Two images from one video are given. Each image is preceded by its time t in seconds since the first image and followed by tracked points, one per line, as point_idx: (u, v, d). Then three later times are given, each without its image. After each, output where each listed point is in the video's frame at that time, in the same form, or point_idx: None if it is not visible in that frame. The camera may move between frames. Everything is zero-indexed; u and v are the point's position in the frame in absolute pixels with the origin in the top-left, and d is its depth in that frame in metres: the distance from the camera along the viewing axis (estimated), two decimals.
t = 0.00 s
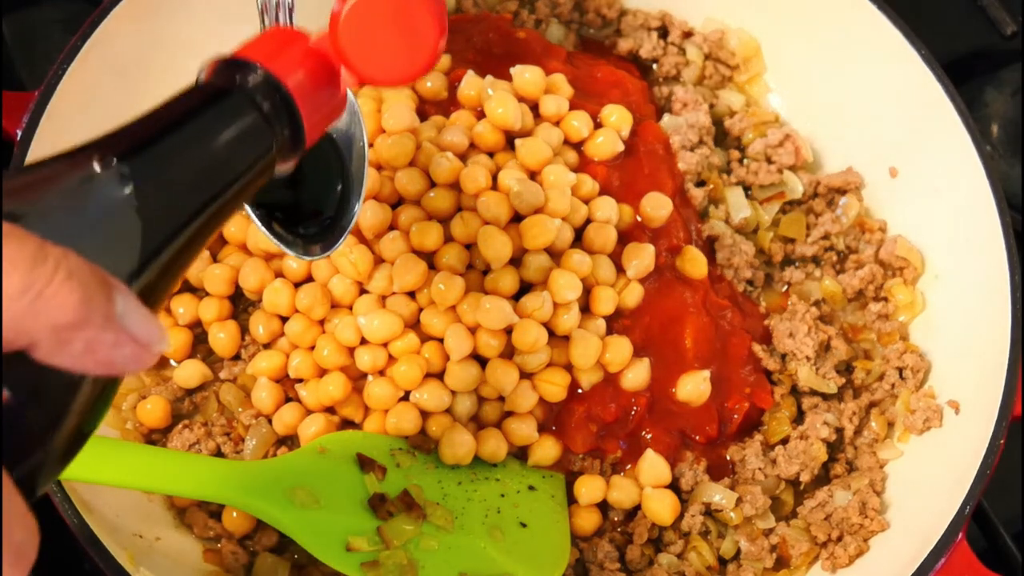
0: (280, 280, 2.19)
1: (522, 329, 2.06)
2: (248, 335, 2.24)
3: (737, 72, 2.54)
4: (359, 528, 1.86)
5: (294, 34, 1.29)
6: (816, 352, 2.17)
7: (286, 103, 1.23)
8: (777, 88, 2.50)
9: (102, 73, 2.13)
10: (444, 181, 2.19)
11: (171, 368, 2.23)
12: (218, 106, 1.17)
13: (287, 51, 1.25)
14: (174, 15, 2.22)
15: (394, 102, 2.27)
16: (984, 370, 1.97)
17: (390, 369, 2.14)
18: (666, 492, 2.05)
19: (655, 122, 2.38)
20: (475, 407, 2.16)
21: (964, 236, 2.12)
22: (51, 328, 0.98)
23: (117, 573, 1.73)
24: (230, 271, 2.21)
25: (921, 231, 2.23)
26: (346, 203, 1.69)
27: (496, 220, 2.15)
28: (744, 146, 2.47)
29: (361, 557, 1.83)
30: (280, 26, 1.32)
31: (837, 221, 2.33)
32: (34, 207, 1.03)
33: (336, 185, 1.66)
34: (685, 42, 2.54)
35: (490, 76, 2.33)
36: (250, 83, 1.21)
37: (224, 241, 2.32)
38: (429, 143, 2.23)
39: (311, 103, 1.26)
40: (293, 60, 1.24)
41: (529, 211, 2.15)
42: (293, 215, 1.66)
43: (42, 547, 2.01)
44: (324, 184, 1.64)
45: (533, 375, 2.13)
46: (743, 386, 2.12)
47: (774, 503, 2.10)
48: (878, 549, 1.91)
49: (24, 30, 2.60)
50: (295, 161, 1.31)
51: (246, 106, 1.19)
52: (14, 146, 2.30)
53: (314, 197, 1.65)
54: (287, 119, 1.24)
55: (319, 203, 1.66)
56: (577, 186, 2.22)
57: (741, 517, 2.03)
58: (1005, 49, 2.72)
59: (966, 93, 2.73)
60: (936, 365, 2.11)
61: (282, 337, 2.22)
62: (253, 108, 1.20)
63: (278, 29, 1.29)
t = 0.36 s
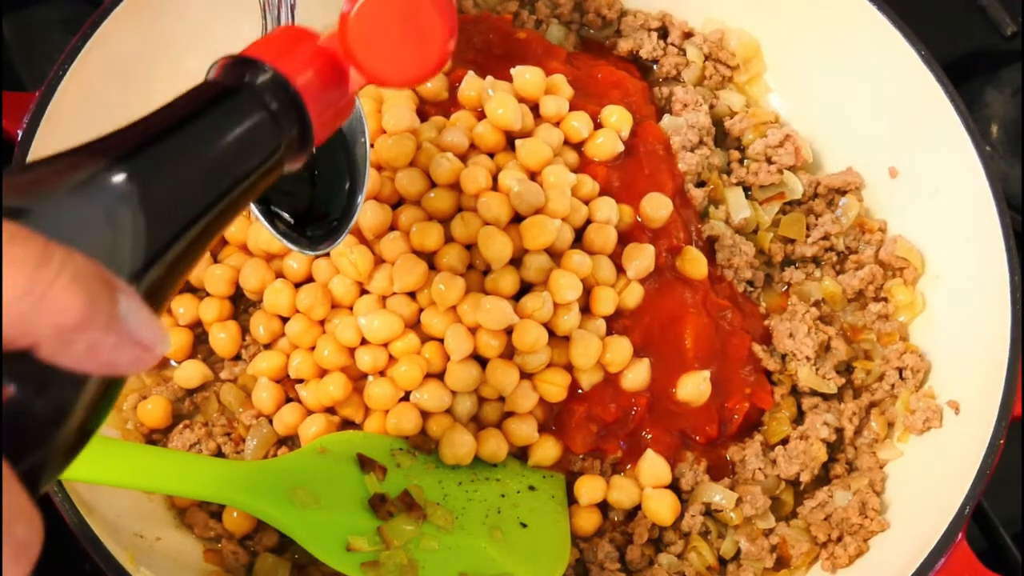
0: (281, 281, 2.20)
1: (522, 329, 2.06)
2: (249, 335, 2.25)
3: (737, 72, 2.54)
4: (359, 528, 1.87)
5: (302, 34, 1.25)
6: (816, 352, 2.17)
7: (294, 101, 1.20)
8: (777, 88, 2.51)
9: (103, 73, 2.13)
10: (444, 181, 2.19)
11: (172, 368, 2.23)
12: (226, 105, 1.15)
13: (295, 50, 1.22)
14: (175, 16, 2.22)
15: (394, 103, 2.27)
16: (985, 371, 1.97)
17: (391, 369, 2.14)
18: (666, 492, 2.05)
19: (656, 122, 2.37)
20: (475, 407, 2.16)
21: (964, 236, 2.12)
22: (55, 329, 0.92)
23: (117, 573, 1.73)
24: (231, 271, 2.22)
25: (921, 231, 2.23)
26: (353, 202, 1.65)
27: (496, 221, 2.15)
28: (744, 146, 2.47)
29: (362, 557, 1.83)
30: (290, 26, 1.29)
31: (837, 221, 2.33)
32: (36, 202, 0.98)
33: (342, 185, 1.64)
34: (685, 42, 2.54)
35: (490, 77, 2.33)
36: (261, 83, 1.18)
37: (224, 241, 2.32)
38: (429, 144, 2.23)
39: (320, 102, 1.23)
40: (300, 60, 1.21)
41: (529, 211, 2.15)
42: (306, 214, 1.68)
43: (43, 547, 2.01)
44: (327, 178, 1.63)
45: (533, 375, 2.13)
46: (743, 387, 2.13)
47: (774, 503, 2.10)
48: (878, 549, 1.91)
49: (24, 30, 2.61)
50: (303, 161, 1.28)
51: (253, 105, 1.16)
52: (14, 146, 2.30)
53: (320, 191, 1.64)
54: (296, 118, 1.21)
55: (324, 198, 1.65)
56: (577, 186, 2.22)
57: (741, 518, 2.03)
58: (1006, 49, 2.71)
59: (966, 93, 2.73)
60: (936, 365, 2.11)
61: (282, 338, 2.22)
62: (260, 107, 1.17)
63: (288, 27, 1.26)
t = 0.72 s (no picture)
0: (281, 280, 2.20)
1: (523, 329, 2.06)
2: (249, 335, 2.25)
3: (737, 72, 2.54)
4: (360, 527, 1.87)
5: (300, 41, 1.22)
6: (816, 352, 2.17)
7: (285, 111, 1.17)
8: (777, 88, 2.51)
9: (102, 72, 2.13)
10: (444, 181, 2.20)
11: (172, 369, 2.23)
12: (217, 116, 1.13)
13: (291, 59, 1.18)
14: (175, 15, 2.21)
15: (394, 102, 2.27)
16: (984, 371, 1.97)
17: (391, 369, 2.14)
18: (666, 492, 2.06)
19: (656, 122, 2.37)
20: (475, 407, 2.16)
21: (964, 237, 2.12)
22: (29, 364, 0.92)
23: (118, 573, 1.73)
24: (231, 272, 2.21)
25: (922, 231, 2.24)
26: (361, 206, 1.58)
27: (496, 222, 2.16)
28: (744, 146, 2.47)
29: (362, 557, 1.84)
30: (286, 35, 1.26)
31: (837, 221, 2.33)
32: (16, 218, 0.98)
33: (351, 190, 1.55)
34: (685, 42, 2.54)
35: (490, 77, 2.33)
36: (253, 94, 1.16)
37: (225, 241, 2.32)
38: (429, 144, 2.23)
39: (315, 113, 1.19)
40: (296, 67, 1.18)
41: (529, 211, 2.15)
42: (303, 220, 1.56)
43: (43, 547, 2.01)
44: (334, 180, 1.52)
45: (533, 375, 2.13)
46: (743, 387, 2.13)
47: (774, 503, 2.10)
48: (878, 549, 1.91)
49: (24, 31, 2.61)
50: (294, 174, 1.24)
51: (243, 114, 1.14)
52: (15, 146, 2.30)
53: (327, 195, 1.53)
54: (286, 128, 1.17)
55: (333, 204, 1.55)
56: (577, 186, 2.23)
57: (740, 517, 2.03)
58: (1006, 49, 2.71)
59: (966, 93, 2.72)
60: (936, 365, 2.11)
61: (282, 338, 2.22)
62: (250, 117, 1.15)
63: (284, 37, 1.23)
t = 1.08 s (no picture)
0: (281, 280, 2.20)
1: (523, 329, 2.07)
2: (249, 335, 2.25)
3: (737, 72, 2.54)
4: (360, 527, 1.87)
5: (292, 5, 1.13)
6: (816, 352, 2.17)
7: (250, 81, 1.09)
8: (777, 88, 2.50)
9: (102, 73, 2.12)
10: (444, 181, 2.19)
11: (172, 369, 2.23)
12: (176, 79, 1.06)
13: (273, 35, 1.10)
14: (174, 15, 2.21)
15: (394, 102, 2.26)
16: (986, 372, 1.96)
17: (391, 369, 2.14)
18: (666, 492, 2.06)
19: (655, 122, 2.37)
20: (475, 407, 2.16)
21: (964, 238, 2.12)
22: None
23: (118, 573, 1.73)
24: (230, 272, 2.21)
25: (922, 231, 2.23)
26: (367, 209, 1.73)
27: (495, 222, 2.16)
28: (744, 145, 2.47)
29: (362, 557, 1.84)
30: None
31: (837, 221, 2.33)
32: None
33: (357, 194, 1.71)
34: (685, 42, 2.53)
35: (490, 76, 2.33)
36: (214, 60, 1.07)
37: (225, 241, 2.32)
38: (429, 144, 2.22)
39: (287, 83, 1.13)
40: (281, 48, 1.11)
41: (529, 211, 2.15)
42: (317, 225, 1.69)
43: (43, 546, 2.01)
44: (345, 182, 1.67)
45: (533, 375, 2.13)
46: (743, 387, 2.13)
47: (774, 503, 2.10)
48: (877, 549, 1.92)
49: (24, 31, 2.61)
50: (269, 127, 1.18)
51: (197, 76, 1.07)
52: (14, 146, 2.30)
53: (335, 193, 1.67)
54: (253, 97, 1.10)
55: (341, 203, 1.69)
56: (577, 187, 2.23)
57: (741, 517, 2.03)
58: (1006, 50, 2.71)
59: (967, 93, 2.74)
60: (936, 365, 2.11)
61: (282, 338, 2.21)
62: (207, 84, 1.06)
63: None
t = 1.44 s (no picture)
0: (280, 280, 2.20)
1: (522, 329, 2.06)
2: (249, 335, 2.23)
3: (737, 72, 2.53)
4: (360, 528, 1.87)
5: None
6: (817, 352, 2.17)
7: None
8: (777, 87, 2.49)
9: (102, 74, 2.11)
10: (444, 181, 2.19)
11: (172, 369, 2.23)
12: None
13: None
14: (173, 16, 2.19)
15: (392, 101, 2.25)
16: (987, 372, 1.97)
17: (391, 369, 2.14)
18: (666, 492, 2.05)
19: (655, 122, 2.37)
20: (474, 407, 2.15)
21: (964, 238, 2.12)
22: None
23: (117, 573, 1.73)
24: (230, 272, 2.21)
25: (922, 231, 2.23)
26: (371, 193, 1.96)
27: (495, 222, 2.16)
28: (743, 145, 2.46)
29: (361, 557, 1.85)
30: None
31: (837, 220, 2.33)
32: None
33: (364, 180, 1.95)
34: (685, 42, 2.52)
35: (490, 76, 2.32)
36: None
37: (225, 241, 2.32)
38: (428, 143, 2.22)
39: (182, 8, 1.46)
40: None
41: (529, 211, 2.15)
42: (322, 212, 1.90)
43: (43, 546, 2.01)
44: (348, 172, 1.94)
45: (533, 375, 2.13)
46: (743, 386, 2.12)
47: (774, 503, 2.10)
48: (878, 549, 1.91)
49: (23, 30, 2.60)
50: None
51: None
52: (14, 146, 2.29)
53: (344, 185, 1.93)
54: None
55: (345, 189, 1.93)
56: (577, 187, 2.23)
57: (740, 517, 2.03)
58: (1006, 49, 2.71)
59: (967, 93, 2.72)
60: (937, 365, 2.11)
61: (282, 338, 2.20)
62: None
63: None
